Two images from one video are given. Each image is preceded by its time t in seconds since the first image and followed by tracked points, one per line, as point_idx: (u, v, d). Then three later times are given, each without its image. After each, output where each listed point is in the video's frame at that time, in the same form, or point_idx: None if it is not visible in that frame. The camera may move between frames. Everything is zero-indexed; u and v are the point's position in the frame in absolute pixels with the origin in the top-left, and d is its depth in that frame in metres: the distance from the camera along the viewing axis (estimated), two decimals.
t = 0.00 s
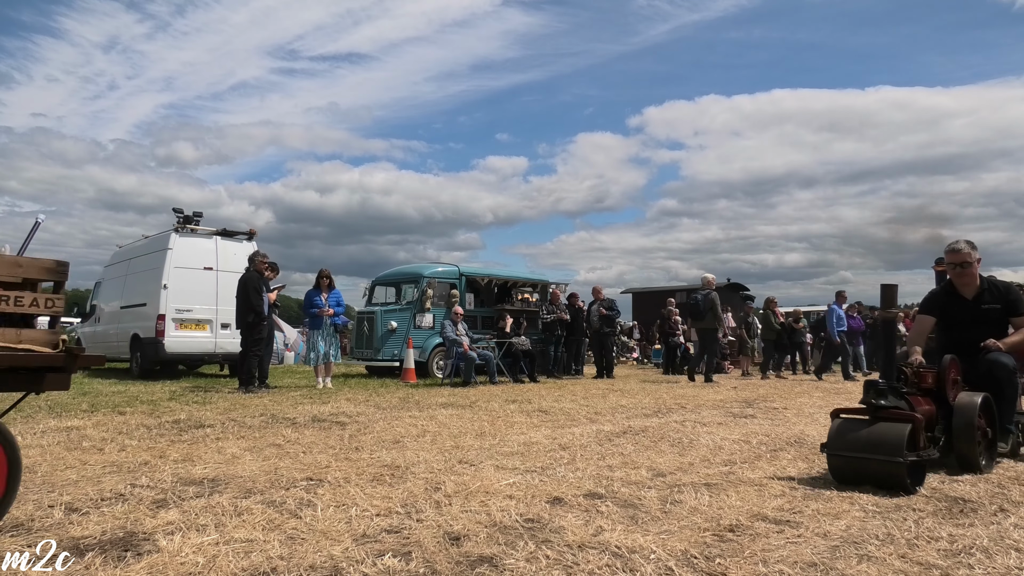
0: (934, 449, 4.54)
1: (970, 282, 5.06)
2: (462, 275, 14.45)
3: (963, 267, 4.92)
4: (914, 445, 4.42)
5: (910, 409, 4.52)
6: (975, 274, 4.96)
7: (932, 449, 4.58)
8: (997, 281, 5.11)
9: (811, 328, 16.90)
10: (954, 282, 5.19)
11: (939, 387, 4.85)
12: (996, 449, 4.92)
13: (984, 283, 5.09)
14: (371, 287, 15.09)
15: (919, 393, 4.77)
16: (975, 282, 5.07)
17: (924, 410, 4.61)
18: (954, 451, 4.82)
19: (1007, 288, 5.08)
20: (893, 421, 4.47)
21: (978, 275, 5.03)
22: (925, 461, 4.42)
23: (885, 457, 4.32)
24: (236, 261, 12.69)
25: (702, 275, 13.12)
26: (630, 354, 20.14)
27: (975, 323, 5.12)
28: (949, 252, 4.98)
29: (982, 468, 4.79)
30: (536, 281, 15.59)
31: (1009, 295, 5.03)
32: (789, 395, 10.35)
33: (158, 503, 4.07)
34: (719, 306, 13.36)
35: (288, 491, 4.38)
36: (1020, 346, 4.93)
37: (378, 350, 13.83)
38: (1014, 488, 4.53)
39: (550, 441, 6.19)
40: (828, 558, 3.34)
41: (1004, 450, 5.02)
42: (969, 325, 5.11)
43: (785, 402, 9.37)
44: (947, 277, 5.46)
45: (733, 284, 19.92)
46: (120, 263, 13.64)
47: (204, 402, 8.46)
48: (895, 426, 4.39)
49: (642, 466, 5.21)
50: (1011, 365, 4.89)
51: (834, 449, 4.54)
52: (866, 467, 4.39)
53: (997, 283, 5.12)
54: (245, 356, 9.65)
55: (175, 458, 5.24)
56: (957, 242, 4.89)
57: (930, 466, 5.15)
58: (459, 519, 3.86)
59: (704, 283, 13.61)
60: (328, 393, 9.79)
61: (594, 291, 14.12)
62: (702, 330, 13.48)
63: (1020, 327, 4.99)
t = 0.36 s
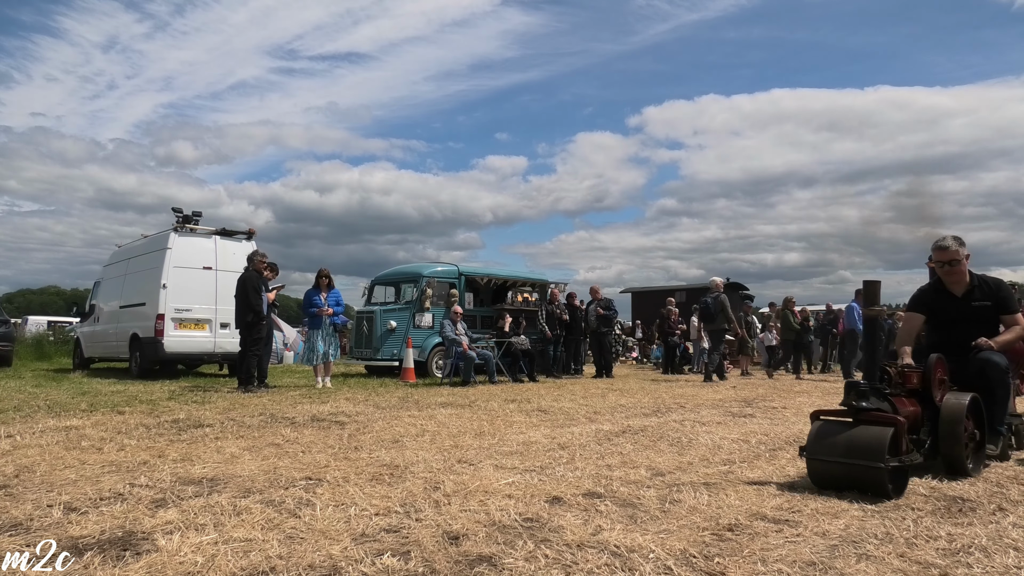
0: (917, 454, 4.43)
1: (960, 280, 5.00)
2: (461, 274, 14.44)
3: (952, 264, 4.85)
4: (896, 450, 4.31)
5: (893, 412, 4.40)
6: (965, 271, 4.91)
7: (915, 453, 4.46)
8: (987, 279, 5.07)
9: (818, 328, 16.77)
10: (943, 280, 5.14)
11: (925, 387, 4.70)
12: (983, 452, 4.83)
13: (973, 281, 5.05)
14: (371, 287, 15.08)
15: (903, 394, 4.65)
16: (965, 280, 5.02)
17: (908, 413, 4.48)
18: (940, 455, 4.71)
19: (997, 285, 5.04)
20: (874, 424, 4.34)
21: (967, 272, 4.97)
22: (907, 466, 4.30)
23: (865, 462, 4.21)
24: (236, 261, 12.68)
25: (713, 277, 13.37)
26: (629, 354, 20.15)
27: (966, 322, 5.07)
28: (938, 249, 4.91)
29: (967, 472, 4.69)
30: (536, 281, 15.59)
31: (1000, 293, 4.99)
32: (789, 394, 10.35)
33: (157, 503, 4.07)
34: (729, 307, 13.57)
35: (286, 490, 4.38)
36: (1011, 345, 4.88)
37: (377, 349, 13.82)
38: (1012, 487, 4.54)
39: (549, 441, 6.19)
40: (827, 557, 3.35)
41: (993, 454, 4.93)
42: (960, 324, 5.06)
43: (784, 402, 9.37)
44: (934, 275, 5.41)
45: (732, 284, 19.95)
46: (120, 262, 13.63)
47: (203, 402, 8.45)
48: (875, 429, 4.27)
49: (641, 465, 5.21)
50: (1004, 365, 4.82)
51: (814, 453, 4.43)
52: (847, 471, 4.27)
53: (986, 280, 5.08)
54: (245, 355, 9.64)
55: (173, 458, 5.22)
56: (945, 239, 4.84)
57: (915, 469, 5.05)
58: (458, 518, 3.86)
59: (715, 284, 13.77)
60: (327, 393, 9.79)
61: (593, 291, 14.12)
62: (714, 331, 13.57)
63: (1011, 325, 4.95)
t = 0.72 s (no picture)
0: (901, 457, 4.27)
1: (950, 277, 4.87)
2: (460, 273, 14.44)
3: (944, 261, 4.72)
4: (879, 453, 4.15)
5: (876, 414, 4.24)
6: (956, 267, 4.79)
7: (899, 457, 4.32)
8: (979, 275, 4.95)
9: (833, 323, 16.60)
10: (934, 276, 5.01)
11: (909, 388, 4.56)
12: (971, 454, 4.71)
13: (965, 277, 4.93)
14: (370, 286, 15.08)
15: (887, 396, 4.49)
16: (956, 276, 4.90)
17: (892, 414, 4.35)
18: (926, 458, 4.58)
19: (990, 282, 4.92)
20: (855, 426, 4.17)
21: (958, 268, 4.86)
22: (890, 470, 4.15)
23: (846, 468, 4.06)
24: (235, 260, 12.67)
25: (720, 278, 13.49)
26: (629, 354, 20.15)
27: (956, 319, 4.95)
28: (928, 246, 4.77)
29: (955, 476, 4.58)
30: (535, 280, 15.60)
31: (992, 289, 4.87)
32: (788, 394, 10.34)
33: (156, 502, 4.06)
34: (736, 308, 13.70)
35: (286, 490, 4.38)
36: (1001, 343, 4.77)
37: (376, 349, 13.81)
38: (1012, 486, 4.55)
39: (548, 440, 6.18)
40: (826, 557, 3.35)
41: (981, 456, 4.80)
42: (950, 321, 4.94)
43: (784, 401, 9.37)
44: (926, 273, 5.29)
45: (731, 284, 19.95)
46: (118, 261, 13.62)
47: (202, 401, 8.44)
48: (856, 432, 4.11)
49: (640, 465, 5.21)
50: (994, 364, 4.70)
51: (794, 458, 4.27)
52: (827, 477, 4.13)
53: (979, 277, 4.96)
54: (244, 355, 9.64)
55: (173, 458, 5.22)
56: (936, 234, 4.71)
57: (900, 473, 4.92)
58: (457, 518, 3.86)
59: (722, 285, 13.90)
60: (326, 392, 9.78)
61: (592, 290, 14.11)
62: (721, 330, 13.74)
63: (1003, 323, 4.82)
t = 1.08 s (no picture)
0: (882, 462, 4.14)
1: (939, 275, 4.79)
2: (460, 273, 14.44)
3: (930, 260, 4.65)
4: (859, 458, 4.02)
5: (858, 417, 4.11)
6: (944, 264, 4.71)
7: (881, 462, 4.18)
8: (969, 271, 4.87)
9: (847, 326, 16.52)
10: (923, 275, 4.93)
11: (894, 389, 4.45)
12: (958, 459, 4.61)
13: (954, 273, 4.85)
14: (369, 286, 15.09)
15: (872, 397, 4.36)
16: (945, 272, 4.83)
17: (875, 417, 4.20)
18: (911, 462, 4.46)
19: (980, 277, 4.84)
20: (836, 429, 4.04)
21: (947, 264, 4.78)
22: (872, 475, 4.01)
23: (825, 473, 3.91)
24: (235, 260, 12.67)
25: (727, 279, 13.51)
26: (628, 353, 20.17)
27: (947, 317, 4.87)
28: (914, 250, 4.69)
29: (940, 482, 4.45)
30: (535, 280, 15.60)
31: (982, 286, 4.78)
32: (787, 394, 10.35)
33: (156, 502, 4.07)
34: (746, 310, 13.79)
35: (286, 490, 4.38)
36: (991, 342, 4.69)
37: (376, 349, 13.81)
38: (1010, 486, 4.55)
39: (548, 440, 6.19)
40: (825, 556, 3.35)
41: (970, 460, 4.70)
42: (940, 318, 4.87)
43: (784, 401, 9.39)
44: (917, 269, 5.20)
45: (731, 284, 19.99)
46: (118, 261, 13.62)
47: (202, 401, 8.44)
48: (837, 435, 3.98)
49: (640, 464, 5.22)
50: (984, 363, 4.62)
51: (772, 463, 4.13)
52: (806, 483, 3.98)
53: (969, 273, 4.88)
54: (244, 355, 9.64)
55: (173, 458, 5.22)
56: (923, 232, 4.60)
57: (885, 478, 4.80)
58: (457, 517, 3.85)
59: (730, 288, 13.98)
60: (326, 392, 9.80)
61: (592, 290, 14.10)
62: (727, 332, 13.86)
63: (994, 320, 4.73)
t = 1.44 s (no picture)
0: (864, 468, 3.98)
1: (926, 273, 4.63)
2: (460, 273, 14.43)
3: (916, 263, 4.51)
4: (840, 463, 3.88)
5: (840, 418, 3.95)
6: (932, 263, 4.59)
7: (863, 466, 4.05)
8: (958, 267, 4.73)
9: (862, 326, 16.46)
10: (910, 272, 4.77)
11: (878, 389, 4.33)
12: (945, 463, 4.48)
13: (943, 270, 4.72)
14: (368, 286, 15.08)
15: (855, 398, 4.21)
16: (932, 269, 4.69)
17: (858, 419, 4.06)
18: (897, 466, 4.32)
19: (968, 274, 4.69)
20: (816, 432, 3.90)
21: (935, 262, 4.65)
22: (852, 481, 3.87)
23: (803, 478, 3.78)
24: (234, 259, 12.66)
25: (733, 279, 13.56)
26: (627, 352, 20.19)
27: (935, 315, 4.72)
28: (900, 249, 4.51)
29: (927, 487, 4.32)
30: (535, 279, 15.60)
31: (971, 283, 4.63)
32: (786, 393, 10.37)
33: (156, 502, 4.07)
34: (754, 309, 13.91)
35: (285, 489, 4.38)
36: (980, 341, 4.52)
37: (375, 348, 13.81)
38: (1010, 485, 4.56)
39: (548, 440, 6.20)
40: (825, 556, 3.35)
41: (958, 463, 4.57)
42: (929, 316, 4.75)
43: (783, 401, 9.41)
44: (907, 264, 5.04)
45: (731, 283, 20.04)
46: (117, 260, 13.61)
47: (201, 401, 8.44)
48: (817, 439, 3.84)
49: (639, 464, 5.22)
50: (973, 364, 4.47)
51: (747, 466, 3.99)
52: (784, 488, 3.85)
53: (958, 269, 4.74)
54: (243, 355, 9.64)
55: (173, 457, 5.22)
56: (908, 233, 4.48)
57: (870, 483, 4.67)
58: (457, 517, 3.85)
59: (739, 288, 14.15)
60: (325, 391, 9.80)
61: (592, 289, 14.10)
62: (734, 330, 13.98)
63: (983, 318, 4.58)
